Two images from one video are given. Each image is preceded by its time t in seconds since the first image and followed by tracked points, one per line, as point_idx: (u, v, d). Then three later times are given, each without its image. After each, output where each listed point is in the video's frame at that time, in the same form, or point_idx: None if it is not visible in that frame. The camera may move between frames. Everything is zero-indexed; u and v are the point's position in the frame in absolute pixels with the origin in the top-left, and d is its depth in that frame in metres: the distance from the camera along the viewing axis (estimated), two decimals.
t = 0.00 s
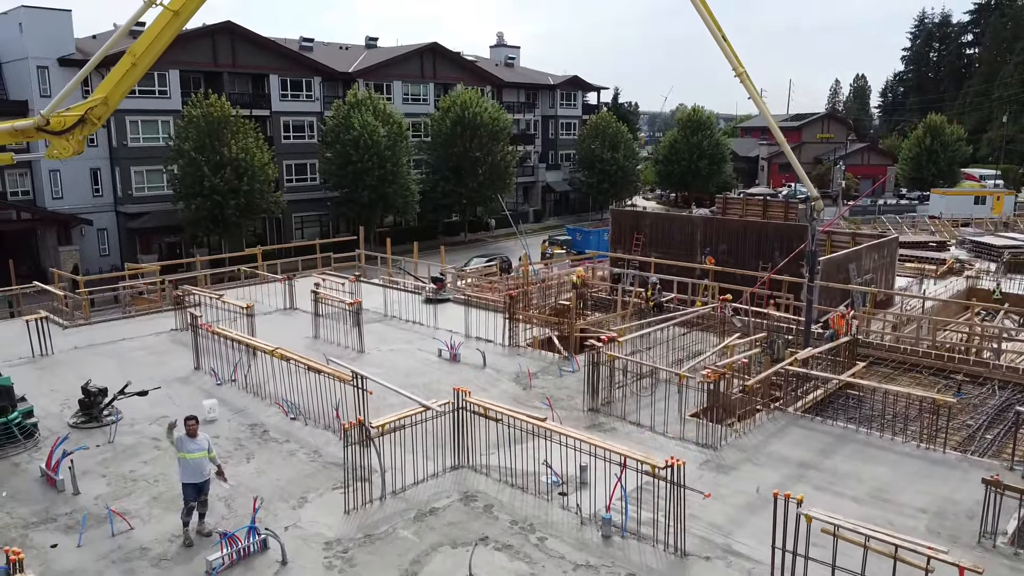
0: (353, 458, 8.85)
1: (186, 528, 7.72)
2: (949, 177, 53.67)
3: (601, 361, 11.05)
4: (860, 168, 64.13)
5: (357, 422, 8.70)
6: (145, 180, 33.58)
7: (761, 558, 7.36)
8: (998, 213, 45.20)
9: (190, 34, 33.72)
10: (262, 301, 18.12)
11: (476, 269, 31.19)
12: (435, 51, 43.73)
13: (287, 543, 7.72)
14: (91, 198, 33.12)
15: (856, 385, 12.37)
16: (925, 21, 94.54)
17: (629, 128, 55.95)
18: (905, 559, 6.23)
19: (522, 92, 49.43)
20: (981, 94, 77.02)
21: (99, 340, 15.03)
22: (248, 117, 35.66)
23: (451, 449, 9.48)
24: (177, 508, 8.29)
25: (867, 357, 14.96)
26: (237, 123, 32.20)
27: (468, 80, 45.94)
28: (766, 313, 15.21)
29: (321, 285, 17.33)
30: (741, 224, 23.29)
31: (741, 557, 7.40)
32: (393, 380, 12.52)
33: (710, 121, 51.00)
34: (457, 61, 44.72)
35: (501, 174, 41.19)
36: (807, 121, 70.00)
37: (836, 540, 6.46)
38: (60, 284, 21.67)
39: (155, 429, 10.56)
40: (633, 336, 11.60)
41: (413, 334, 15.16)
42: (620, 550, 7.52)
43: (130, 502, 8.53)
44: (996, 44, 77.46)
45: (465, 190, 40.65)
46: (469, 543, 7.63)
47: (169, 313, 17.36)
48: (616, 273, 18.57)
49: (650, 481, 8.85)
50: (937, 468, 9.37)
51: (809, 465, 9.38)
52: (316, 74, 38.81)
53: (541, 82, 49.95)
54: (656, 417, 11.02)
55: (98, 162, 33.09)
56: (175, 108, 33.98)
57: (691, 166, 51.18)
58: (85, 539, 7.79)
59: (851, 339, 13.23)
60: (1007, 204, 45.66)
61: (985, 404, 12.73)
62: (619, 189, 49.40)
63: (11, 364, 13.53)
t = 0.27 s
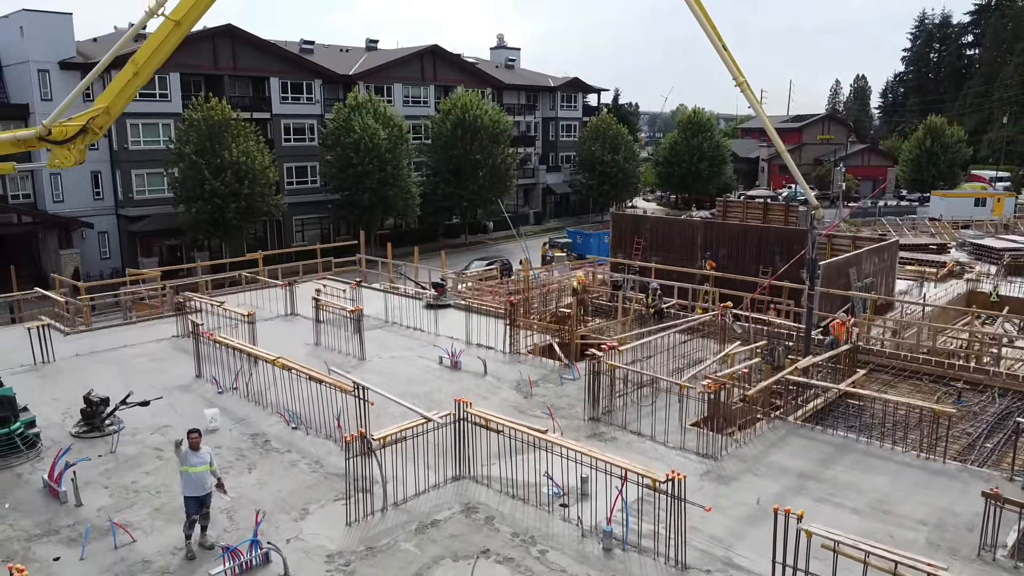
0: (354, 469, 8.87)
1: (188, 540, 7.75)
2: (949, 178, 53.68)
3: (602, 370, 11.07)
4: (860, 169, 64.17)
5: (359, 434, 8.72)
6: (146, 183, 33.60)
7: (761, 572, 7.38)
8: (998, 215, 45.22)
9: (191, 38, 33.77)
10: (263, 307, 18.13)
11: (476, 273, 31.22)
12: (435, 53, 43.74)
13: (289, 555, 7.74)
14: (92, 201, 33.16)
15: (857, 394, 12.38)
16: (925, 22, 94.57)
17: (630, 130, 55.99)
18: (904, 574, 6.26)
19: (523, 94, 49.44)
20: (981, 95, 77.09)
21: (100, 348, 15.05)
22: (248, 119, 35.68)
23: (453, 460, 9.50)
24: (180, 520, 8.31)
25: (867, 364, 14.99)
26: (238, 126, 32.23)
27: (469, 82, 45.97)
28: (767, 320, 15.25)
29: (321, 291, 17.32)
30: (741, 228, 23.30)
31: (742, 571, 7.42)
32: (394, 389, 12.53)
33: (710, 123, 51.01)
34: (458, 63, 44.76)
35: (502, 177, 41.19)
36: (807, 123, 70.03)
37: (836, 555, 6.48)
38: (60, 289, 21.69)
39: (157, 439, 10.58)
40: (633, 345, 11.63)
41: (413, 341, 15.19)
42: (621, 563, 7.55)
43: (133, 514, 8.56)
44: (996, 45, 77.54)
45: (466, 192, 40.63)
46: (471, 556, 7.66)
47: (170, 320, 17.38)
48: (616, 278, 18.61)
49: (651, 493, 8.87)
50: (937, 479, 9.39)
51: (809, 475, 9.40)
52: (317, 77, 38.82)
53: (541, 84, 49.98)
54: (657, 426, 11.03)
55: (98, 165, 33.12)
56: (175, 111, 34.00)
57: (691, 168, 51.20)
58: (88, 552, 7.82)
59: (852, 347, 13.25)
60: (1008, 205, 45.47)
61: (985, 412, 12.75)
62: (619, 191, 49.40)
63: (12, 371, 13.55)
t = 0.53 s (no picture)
0: (356, 484, 8.89)
1: (190, 558, 7.78)
2: (949, 180, 53.69)
3: (602, 383, 11.11)
4: (860, 171, 64.24)
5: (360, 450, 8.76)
6: (147, 187, 33.63)
7: None
8: (999, 218, 45.26)
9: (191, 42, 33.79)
10: (264, 315, 18.15)
11: (476, 277, 31.27)
12: (435, 56, 43.74)
13: (290, 573, 7.76)
14: (93, 206, 33.18)
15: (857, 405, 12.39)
16: (925, 23, 94.59)
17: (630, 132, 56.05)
18: None
19: (523, 96, 49.45)
20: (981, 96, 77.16)
21: (102, 357, 15.07)
22: (249, 123, 35.70)
23: (454, 473, 9.53)
24: (182, 537, 8.33)
25: (867, 373, 15.01)
26: (238, 130, 32.28)
27: (469, 85, 46.02)
28: (767, 330, 15.26)
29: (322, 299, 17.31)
30: (742, 233, 23.32)
31: None
32: (395, 400, 12.54)
33: (710, 125, 50.99)
34: (458, 66, 44.79)
35: (502, 180, 41.17)
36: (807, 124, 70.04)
37: (836, 575, 6.51)
38: (61, 295, 21.72)
39: (160, 451, 10.62)
40: (634, 356, 11.64)
41: (414, 350, 15.20)
42: None
43: (135, 530, 8.59)
44: (996, 46, 77.61)
45: (466, 196, 40.62)
46: (472, 573, 7.68)
47: (172, 327, 17.40)
48: (617, 286, 18.63)
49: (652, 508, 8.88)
50: (937, 493, 9.42)
51: (810, 490, 9.42)
52: (317, 80, 38.86)
53: (541, 87, 50.01)
54: (658, 437, 11.04)
55: (99, 169, 33.15)
56: (176, 115, 34.02)
57: (691, 170, 51.23)
58: (91, 569, 7.85)
59: (852, 357, 13.28)
60: (1008, 208, 45.46)
61: (986, 422, 12.76)
62: (620, 194, 49.38)
63: (14, 382, 13.58)
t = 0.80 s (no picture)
0: (357, 505, 8.93)
1: None
2: (949, 183, 53.74)
3: (602, 400, 11.16)
4: (861, 173, 64.30)
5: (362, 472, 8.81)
6: (148, 192, 33.65)
7: None
8: (999, 221, 45.31)
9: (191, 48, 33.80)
10: (265, 326, 18.17)
11: (477, 284, 31.33)
12: (436, 60, 43.76)
13: None
14: (93, 211, 33.17)
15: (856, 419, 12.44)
16: (926, 25, 94.73)
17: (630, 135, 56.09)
18: None
19: (524, 99, 49.46)
20: (982, 98, 77.20)
21: (103, 369, 15.10)
22: (250, 128, 35.74)
23: (455, 492, 9.57)
24: (184, 558, 8.38)
25: (867, 385, 15.07)
26: (239, 136, 32.36)
27: (470, 89, 46.08)
28: (767, 342, 15.31)
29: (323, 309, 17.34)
30: (742, 241, 23.35)
31: None
32: (396, 414, 12.60)
33: (711, 128, 51.05)
34: (459, 70, 44.81)
35: (503, 185, 41.17)
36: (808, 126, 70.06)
37: None
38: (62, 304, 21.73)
39: (162, 468, 10.67)
40: (634, 372, 11.69)
41: (415, 362, 15.24)
42: None
43: (138, 551, 8.63)
44: (996, 48, 77.77)
45: (467, 200, 40.60)
46: None
47: (173, 338, 17.45)
48: (617, 296, 18.66)
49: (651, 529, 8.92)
50: (935, 511, 9.47)
51: (809, 509, 9.46)
52: (317, 85, 38.89)
53: (542, 90, 50.03)
54: (658, 453, 11.08)
55: (100, 175, 33.16)
56: (176, 120, 34.04)
57: (691, 173, 51.28)
58: None
59: (851, 371, 13.33)
60: (1008, 212, 45.53)
61: (985, 437, 12.81)
62: (620, 197, 49.46)
63: (17, 395, 13.62)
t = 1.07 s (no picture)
0: (358, 527, 8.99)
1: None
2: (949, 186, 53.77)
3: (602, 418, 11.21)
4: (861, 176, 64.35)
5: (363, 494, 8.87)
6: (148, 199, 33.70)
7: None
8: (999, 225, 45.36)
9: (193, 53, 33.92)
10: (266, 337, 18.21)
11: (477, 290, 31.38)
12: (437, 64, 43.75)
13: None
14: (94, 217, 33.20)
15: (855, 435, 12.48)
16: (925, 27, 94.84)
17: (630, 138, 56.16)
18: None
19: (524, 103, 49.50)
20: (982, 100, 77.24)
21: (105, 383, 15.14)
22: (250, 134, 35.78)
23: (455, 512, 9.63)
24: None
25: (865, 399, 15.14)
26: (239, 142, 32.43)
27: (471, 94, 46.14)
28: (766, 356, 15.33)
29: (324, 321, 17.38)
30: (742, 250, 23.38)
31: None
32: (396, 429, 12.65)
33: (711, 132, 51.10)
34: (460, 74, 44.87)
35: (504, 190, 41.16)
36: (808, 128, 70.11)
37: None
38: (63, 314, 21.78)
39: (164, 487, 10.72)
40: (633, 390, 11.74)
41: (416, 375, 15.28)
42: None
43: (140, 573, 8.68)
44: (996, 51, 77.85)
45: (468, 205, 40.51)
46: None
47: (174, 350, 17.51)
48: (617, 307, 18.69)
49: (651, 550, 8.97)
50: (933, 531, 9.52)
51: (808, 529, 9.51)
52: (318, 90, 38.92)
53: (542, 94, 50.08)
54: (658, 471, 11.13)
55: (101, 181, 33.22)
56: (177, 126, 34.10)
57: (692, 177, 51.34)
58: None
59: (850, 387, 13.38)
60: (1008, 216, 45.57)
61: (983, 452, 12.85)
62: (620, 201, 49.55)
63: (19, 410, 13.68)
